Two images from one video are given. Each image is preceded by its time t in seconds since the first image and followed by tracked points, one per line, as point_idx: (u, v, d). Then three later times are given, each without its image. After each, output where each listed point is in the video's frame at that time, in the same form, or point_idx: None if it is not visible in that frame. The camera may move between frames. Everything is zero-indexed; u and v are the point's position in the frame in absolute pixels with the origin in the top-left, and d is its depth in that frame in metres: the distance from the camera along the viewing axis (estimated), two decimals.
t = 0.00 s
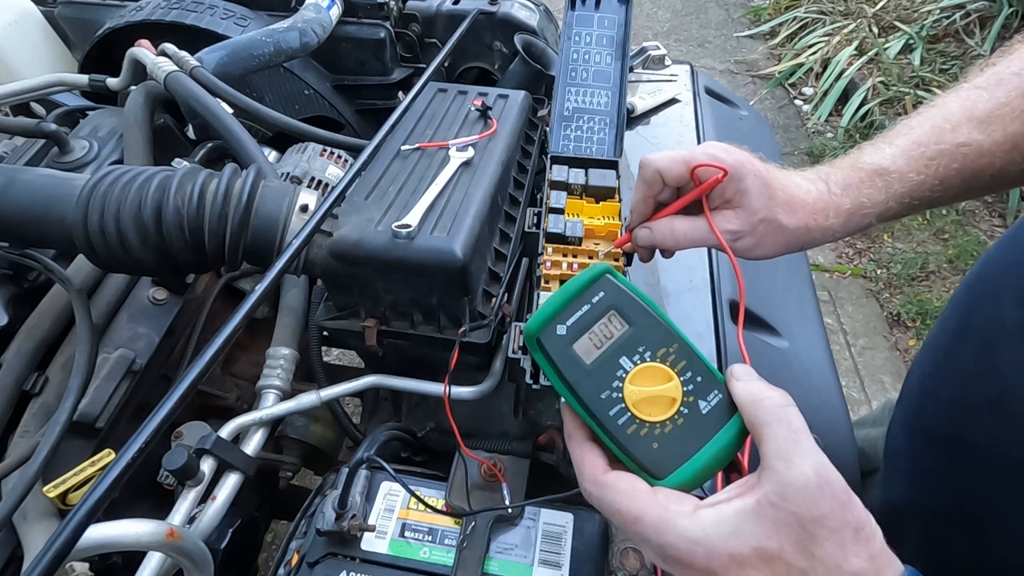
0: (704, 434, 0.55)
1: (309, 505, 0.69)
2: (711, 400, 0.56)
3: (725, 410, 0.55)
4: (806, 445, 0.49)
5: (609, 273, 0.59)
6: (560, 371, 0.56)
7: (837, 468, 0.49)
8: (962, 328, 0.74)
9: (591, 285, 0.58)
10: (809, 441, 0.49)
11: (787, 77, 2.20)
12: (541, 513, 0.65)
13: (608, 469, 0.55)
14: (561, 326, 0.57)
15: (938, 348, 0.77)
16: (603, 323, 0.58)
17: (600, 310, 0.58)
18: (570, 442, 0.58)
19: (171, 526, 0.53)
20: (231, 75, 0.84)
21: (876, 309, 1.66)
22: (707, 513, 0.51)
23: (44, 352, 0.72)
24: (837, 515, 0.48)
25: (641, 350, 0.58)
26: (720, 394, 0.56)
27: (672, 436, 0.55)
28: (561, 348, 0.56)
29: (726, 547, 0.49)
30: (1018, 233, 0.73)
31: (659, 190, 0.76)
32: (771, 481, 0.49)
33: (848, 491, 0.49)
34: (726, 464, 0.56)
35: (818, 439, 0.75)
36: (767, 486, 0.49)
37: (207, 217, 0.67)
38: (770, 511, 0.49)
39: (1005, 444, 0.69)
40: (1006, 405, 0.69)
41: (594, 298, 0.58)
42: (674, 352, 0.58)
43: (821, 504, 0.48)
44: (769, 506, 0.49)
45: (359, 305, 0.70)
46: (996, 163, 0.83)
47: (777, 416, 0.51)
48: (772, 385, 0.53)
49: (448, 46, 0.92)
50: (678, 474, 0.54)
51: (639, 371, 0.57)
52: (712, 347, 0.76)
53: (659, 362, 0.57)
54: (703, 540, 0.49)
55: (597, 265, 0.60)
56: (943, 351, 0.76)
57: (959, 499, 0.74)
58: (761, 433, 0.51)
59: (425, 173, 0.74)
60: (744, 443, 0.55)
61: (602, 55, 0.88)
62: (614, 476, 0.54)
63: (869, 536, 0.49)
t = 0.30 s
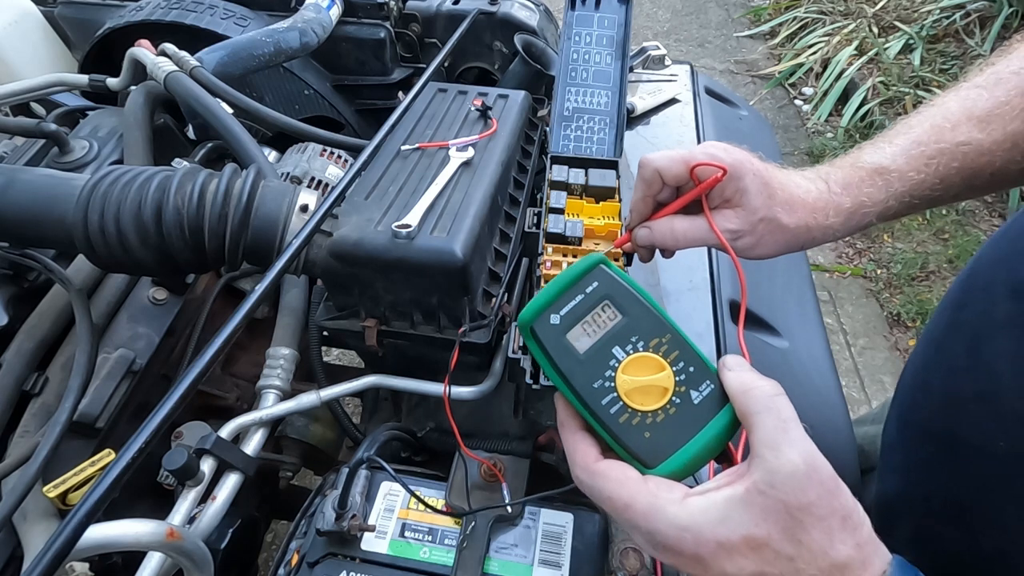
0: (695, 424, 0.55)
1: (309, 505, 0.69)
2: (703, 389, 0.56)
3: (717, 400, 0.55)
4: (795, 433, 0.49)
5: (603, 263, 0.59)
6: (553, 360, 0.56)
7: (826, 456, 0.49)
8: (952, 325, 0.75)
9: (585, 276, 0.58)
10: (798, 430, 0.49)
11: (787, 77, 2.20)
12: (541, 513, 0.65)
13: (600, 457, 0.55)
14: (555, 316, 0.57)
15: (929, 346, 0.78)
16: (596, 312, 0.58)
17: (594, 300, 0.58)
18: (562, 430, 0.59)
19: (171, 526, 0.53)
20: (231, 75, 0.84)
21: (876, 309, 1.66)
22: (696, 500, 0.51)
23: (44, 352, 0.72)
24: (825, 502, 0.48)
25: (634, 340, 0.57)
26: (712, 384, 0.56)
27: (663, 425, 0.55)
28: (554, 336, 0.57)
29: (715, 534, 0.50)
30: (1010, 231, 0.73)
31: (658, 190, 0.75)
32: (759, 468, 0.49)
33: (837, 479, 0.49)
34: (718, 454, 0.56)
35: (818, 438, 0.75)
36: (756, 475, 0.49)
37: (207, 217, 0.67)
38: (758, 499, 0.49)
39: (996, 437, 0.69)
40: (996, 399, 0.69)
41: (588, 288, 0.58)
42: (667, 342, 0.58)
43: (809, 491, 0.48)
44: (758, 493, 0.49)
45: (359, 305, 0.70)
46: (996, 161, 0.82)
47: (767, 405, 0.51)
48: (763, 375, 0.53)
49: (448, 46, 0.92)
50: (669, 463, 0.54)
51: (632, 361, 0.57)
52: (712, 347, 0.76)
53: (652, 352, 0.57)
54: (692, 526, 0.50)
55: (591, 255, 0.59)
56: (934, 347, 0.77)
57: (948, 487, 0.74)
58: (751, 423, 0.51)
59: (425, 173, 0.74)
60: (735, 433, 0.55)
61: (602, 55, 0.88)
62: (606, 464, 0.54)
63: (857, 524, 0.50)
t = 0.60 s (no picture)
0: (691, 433, 0.55)
1: (309, 505, 0.69)
2: (699, 399, 0.56)
3: (713, 409, 0.55)
4: (791, 440, 0.49)
5: (598, 271, 0.59)
6: (548, 368, 0.56)
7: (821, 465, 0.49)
8: (950, 321, 0.75)
9: (579, 283, 0.58)
10: (793, 438, 0.49)
11: (787, 77, 2.20)
12: (541, 513, 0.65)
13: (595, 466, 0.55)
14: (550, 324, 0.57)
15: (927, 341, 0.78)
16: (591, 320, 0.58)
17: (589, 308, 0.58)
18: (557, 438, 0.58)
19: (171, 526, 0.53)
20: (231, 75, 0.84)
21: (876, 309, 1.66)
22: (692, 511, 0.50)
23: (44, 352, 0.72)
24: (821, 511, 0.48)
25: (629, 348, 0.57)
26: (708, 392, 0.56)
27: (659, 435, 0.55)
28: (548, 345, 0.56)
29: (709, 545, 0.49)
30: (1010, 228, 0.73)
31: (658, 190, 0.76)
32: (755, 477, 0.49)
33: (833, 489, 0.49)
34: (714, 463, 0.56)
35: (818, 439, 0.75)
36: (752, 484, 0.49)
37: (207, 216, 0.67)
38: (754, 508, 0.49)
39: (984, 432, 0.69)
40: (986, 396, 0.69)
41: (582, 296, 0.58)
42: (662, 350, 0.58)
43: (806, 500, 0.48)
44: (753, 503, 0.49)
45: (359, 305, 0.70)
46: (997, 165, 0.82)
47: (762, 413, 0.51)
48: (759, 383, 0.53)
49: (448, 46, 0.92)
50: (664, 473, 0.54)
51: (627, 369, 0.57)
52: (712, 347, 0.76)
53: (647, 360, 0.57)
54: (687, 537, 0.50)
55: (586, 263, 0.59)
56: (931, 347, 0.77)
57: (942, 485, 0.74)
58: (746, 431, 0.51)
59: (425, 173, 0.74)
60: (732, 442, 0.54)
61: (602, 55, 0.88)
62: (600, 472, 0.53)
63: (854, 535, 0.50)
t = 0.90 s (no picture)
0: (686, 423, 0.55)
1: (309, 505, 0.69)
2: (693, 388, 0.56)
3: (707, 399, 0.55)
4: (784, 427, 0.49)
5: (590, 264, 0.59)
6: (542, 361, 0.56)
7: (814, 451, 0.49)
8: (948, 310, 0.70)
9: (572, 277, 0.59)
10: (786, 424, 0.49)
11: (787, 77, 2.20)
12: (541, 513, 0.65)
13: (591, 458, 0.55)
14: (543, 317, 0.57)
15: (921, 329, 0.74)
16: (584, 313, 0.58)
17: (582, 301, 0.58)
18: (553, 431, 0.58)
19: (171, 526, 0.53)
20: (231, 75, 0.84)
21: (876, 309, 1.66)
22: (687, 498, 0.51)
23: (44, 352, 0.72)
24: (816, 496, 0.48)
25: (622, 340, 0.58)
26: (702, 382, 0.56)
27: (654, 425, 0.55)
28: (542, 337, 0.57)
29: (706, 531, 0.50)
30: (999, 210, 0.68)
31: (653, 189, 0.76)
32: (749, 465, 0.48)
33: (827, 473, 0.49)
34: (709, 453, 0.56)
35: (818, 439, 0.75)
36: (746, 470, 0.49)
37: (208, 217, 0.67)
38: (749, 495, 0.49)
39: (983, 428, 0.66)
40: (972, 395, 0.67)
41: (576, 289, 0.58)
42: (656, 341, 0.58)
43: (800, 485, 0.48)
44: (748, 489, 0.49)
45: (359, 305, 0.70)
46: (983, 165, 0.82)
47: (755, 401, 0.51)
48: (752, 371, 0.53)
49: (448, 46, 0.92)
50: (659, 463, 0.54)
51: (621, 360, 0.57)
52: (712, 347, 0.76)
53: (641, 351, 0.57)
54: (683, 523, 0.50)
55: (578, 257, 0.60)
56: (923, 344, 0.73)
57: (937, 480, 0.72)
58: (741, 419, 0.51)
59: (425, 173, 0.74)
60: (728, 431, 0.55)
61: (602, 55, 0.88)
62: (596, 464, 0.54)
63: (849, 518, 0.50)
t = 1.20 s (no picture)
0: (683, 412, 0.56)
1: (309, 505, 0.69)
2: (686, 376, 0.57)
3: (701, 386, 0.56)
4: (781, 406, 0.50)
5: (570, 262, 0.60)
6: (532, 364, 0.56)
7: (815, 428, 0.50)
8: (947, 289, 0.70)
9: (554, 276, 0.59)
10: (783, 402, 0.50)
11: (787, 77, 2.20)
12: (541, 513, 0.65)
13: (590, 458, 0.55)
14: (529, 319, 0.57)
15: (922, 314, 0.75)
16: (570, 311, 0.58)
17: (566, 299, 0.58)
18: (549, 435, 0.58)
19: (171, 526, 0.53)
20: (231, 75, 0.83)
21: (876, 309, 1.66)
22: (694, 487, 0.51)
23: (44, 352, 0.72)
24: (819, 472, 0.49)
25: (610, 335, 0.58)
26: (694, 369, 0.57)
27: (651, 417, 0.56)
28: (530, 340, 0.56)
29: (713, 518, 0.50)
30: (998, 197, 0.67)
31: (652, 183, 0.77)
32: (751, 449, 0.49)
33: (829, 448, 0.50)
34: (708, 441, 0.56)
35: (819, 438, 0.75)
36: (749, 453, 0.49)
37: (206, 217, 0.67)
38: (754, 478, 0.49)
39: (977, 403, 0.66)
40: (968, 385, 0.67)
41: (559, 288, 0.58)
42: (644, 333, 0.58)
43: (803, 463, 0.49)
44: (753, 472, 0.49)
45: (359, 305, 0.70)
46: (950, 170, 0.83)
47: (749, 380, 0.52)
48: (742, 353, 0.55)
49: (448, 46, 0.92)
50: (660, 457, 0.55)
51: (611, 356, 0.57)
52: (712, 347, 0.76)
53: (630, 344, 0.58)
54: (691, 514, 0.50)
55: (558, 255, 0.60)
56: (928, 333, 0.74)
57: (952, 469, 0.71)
58: (737, 400, 0.52)
59: (425, 173, 0.74)
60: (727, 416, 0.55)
61: (602, 55, 0.89)
62: (596, 463, 0.54)
63: (854, 491, 0.51)
